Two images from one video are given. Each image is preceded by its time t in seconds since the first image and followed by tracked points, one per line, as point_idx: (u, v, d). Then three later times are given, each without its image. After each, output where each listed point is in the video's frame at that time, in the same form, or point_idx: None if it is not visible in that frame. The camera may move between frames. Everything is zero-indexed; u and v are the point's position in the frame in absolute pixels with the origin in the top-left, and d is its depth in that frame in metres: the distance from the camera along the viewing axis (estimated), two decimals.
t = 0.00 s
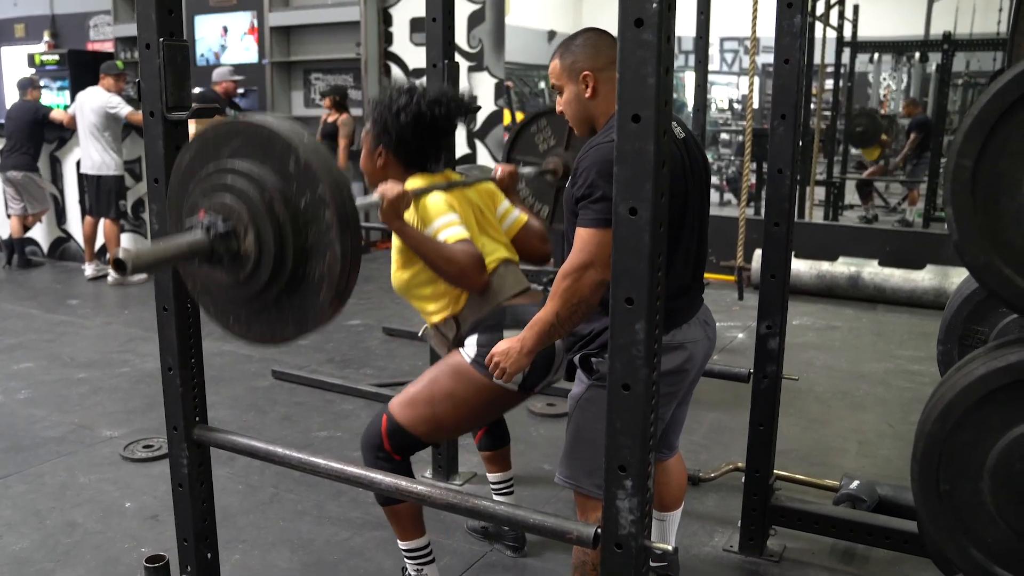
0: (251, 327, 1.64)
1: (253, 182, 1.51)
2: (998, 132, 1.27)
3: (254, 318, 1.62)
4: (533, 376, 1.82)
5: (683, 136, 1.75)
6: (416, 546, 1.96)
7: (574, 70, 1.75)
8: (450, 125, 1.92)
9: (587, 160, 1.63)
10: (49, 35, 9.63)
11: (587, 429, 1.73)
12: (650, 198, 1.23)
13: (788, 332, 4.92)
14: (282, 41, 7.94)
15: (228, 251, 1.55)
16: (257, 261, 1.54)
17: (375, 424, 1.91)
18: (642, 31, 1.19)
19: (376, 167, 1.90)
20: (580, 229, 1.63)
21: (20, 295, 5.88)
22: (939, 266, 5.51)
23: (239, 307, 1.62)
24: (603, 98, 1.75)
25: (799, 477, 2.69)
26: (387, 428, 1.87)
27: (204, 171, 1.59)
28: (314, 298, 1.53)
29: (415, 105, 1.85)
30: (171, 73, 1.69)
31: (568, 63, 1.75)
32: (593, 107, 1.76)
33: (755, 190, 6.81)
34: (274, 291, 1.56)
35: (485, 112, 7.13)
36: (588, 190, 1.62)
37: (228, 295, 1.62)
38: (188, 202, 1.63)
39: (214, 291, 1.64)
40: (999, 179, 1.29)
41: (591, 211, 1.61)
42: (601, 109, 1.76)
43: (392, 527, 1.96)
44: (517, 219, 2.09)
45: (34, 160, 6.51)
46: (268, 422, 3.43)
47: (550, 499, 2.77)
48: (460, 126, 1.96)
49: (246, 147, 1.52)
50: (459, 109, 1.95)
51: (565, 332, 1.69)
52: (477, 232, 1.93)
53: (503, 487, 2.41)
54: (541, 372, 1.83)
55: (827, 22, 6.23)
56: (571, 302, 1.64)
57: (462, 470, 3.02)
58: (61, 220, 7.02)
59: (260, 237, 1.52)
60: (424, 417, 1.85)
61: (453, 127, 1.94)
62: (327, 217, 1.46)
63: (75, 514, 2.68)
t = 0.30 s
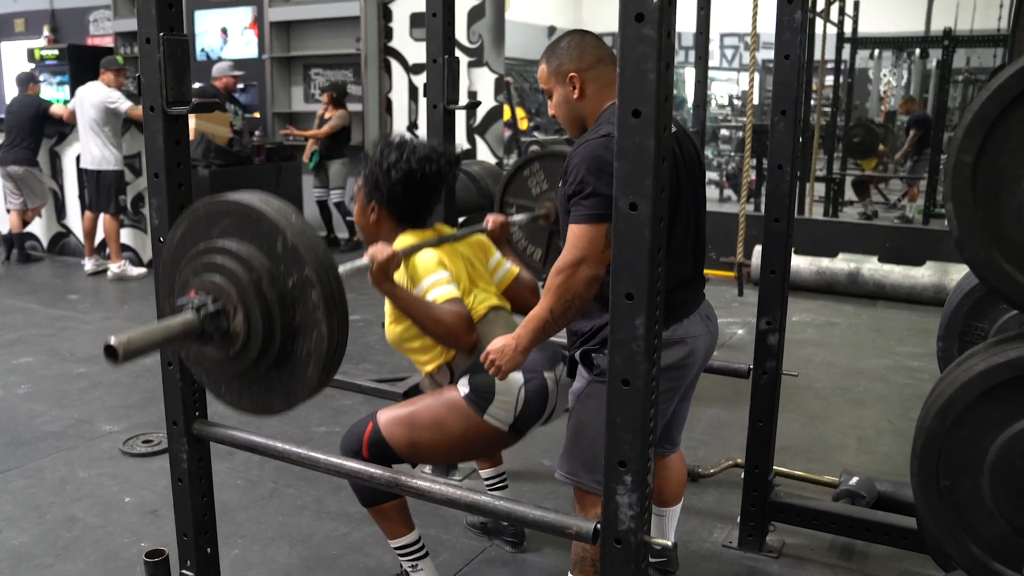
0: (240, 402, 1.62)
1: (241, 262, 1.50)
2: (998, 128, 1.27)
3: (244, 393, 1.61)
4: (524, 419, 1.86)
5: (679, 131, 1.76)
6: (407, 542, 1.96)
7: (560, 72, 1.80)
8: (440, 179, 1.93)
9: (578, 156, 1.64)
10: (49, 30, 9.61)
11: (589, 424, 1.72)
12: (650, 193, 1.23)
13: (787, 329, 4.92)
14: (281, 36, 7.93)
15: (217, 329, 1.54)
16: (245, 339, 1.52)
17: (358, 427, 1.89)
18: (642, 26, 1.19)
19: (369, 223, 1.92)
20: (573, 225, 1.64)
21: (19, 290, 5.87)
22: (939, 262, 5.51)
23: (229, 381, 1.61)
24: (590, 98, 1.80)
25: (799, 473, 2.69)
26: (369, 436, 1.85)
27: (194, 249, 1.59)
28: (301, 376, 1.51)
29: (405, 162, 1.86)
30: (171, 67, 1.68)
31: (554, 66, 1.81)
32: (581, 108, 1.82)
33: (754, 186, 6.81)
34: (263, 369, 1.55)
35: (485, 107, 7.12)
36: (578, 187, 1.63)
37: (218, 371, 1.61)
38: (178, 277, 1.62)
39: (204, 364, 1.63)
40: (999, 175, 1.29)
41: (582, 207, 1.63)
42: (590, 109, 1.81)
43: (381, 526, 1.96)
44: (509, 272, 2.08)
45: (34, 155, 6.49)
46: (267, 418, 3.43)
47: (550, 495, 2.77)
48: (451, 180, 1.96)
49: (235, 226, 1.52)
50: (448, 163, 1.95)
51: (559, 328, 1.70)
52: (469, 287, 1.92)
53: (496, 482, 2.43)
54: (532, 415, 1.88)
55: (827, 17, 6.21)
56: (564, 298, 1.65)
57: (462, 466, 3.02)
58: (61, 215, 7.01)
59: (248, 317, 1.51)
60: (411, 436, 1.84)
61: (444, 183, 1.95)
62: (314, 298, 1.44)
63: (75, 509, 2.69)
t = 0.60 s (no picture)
0: (231, 452, 1.63)
1: (233, 317, 1.51)
2: (995, 125, 1.28)
3: (234, 443, 1.61)
4: (518, 459, 1.89)
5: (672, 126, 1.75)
6: (401, 540, 1.97)
7: (546, 76, 1.82)
8: (435, 223, 1.99)
9: (567, 155, 1.64)
10: (47, 25, 9.58)
11: (583, 420, 1.73)
12: (648, 189, 1.23)
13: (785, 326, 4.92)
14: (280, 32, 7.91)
15: (209, 383, 1.55)
16: (237, 393, 1.53)
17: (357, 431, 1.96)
18: (641, 22, 1.19)
19: (366, 262, 2.00)
20: (562, 224, 1.66)
21: (17, 286, 5.86)
22: (937, 260, 5.51)
23: (220, 431, 1.61)
24: (578, 100, 1.83)
25: (797, 469, 2.69)
26: (366, 442, 1.92)
27: (190, 299, 1.60)
28: (290, 430, 1.52)
29: (400, 208, 1.91)
30: (171, 64, 1.68)
31: (539, 71, 1.83)
32: (569, 110, 1.84)
33: (752, 182, 6.80)
34: (254, 422, 1.55)
35: (484, 104, 7.11)
36: (567, 185, 1.64)
37: (210, 421, 1.61)
38: (173, 327, 1.63)
39: (196, 413, 1.63)
40: (996, 171, 1.30)
41: (571, 207, 1.64)
42: (577, 111, 1.84)
43: (374, 526, 1.97)
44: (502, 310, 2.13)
45: (31, 150, 6.47)
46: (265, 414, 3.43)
47: (548, 491, 2.77)
48: (447, 223, 2.02)
49: (229, 280, 1.53)
50: (445, 207, 2.00)
51: (547, 323, 1.75)
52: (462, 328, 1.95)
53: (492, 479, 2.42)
54: (527, 454, 1.89)
55: (828, 14, 6.19)
56: (553, 296, 1.69)
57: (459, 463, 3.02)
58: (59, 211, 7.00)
59: (240, 372, 1.51)
60: (407, 450, 1.90)
61: (440, 225, 2.01)
62: (306, 356, 1.46)
63: (73, 505, 2.69)
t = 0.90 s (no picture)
0: (221, 465, 1.63)
1: (228, 334, 1.51)
2: (988, 125, 1.29)
3: (224, 455, 1.61)
4: (510, 470, 1.92)
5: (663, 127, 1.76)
6: (395, 538, 1.96)
7: (535, 78, 1.83)
8: (427, 233, 2.00)
9: (557, 155, 1.65)
10: (43, 24, 9.56)
11: (578, 421, 1.73)
12: (642, 188, 1.23)
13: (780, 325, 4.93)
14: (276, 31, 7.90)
15: (202, 398, 1.55)
16: (229, 409, 1.53)
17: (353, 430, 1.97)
18: (635, 21, 1.19)
19: (360, 274, 2.02)
20: (553, 225, 1.66)
21: (12, 285, 5.84)
22: (931, 260, 5.53)
23: (210, 443, 1.62)
24: (567, 101, 1.83)
25: (791, 468, 2.70)
26: (361, 442, 1.93)
27: (186, 312, 1.60)
28: (280, 446, 1.52)
29: (392, 219, 1.93)
30: (166, 63, 1.68)
31: (528, 73, 1.83)
32: (558, 111, 1.84)
33: (748, 182, 6.81)
34: (244, 437, 1.56)
35: (480, 103, 7.11)
36: (558, 186, 1.64)
37: (201, 433, 1.61)
38: (168, 337, 1.63)
39: (187, 424, 1.63)
40: (989, 171, 1.31)
41: (562, 208, 1.64)
42: (567, 113, 1.84)
43: (369, 524, 1.97)
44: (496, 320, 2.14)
45: (26, 149, 6.46)
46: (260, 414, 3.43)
47: (542, 491, 2.77)
48: (440, 232, 2.04)
49: (225, 296, 1.53)
50: (437, 217, 2.02)
51: (538, 323, 1.76)
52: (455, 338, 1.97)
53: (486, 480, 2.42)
54: (520, 465, 1.93)
55: (823, 14, 6.20)
56: (545, 296, 1.69)
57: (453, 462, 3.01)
58: (54, 211, 6.98)
59: (233, 387, 1.52)
60: (401, 454, 1.91)
61: (433, 235, 2.02)
62: (300, 376, 1.47)
63: (68, 504, 2.68)
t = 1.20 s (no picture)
0: (216, 423, 1.63)
1: (225, 292, 1.51)
2: (987, 122, 1.29)
3: (219, 414, 1.62)
4: (524, 427, 1.94)
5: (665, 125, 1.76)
6: (400, 534, 1.97)
7: (541, 69, 1.82)
8: (426, 205, 2.01)
9: (561, 150, 1.65)
10: (41, 23, 9.55)
11: (580, 420, 1.72)
12: (640, 186, 1.23)
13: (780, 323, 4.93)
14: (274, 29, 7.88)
15: (198, 355, 1.55)
16: (225, 367, 1.54)
17: (359, 418, 1.98)
18: (633, 19, 1.18)
19: (359, 248, 2.02)
20: (555, 220, 1.66)
21: (11, 285, 5.84)
22: (930, 257, 5.53)
23: (205, 402, 1.62)
24: (572, 94, 1.83)
25: (790, 466, 2.70)
26: (369, 427, 1.94)
27: (182, 270, 1.59)
28: (275, 406, 1.53)
29: (391, 191, 1.94)
30: (163, 62, 1.68)
31: (535, 63, 1.83)
32: (563, 104, 1.84)
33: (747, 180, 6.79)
34: (240, 395, 1.56)
35: (478, 102, 7.10)
36: (561, 181, 1.64)
37: (196, 391, 1.62)
38: (163, 294, 1.63)
39: (182, 382, 1.64)
40: (989, 168, 1.31)
41: (564, 202, 1.64)
42: (571, 106, 1.83)
43: (377, 518, 1.97)
44: (498, 288, 2.16)
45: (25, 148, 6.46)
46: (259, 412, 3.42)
47: (542, 489, 2.77)
48: (438, 204, 2.05)
49: (222, 255, 1.53)
50: (435, 189, 2.03)
51: (540, 321, 1.74)
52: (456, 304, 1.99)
53: (485, 480, 2.44)
54: (533, 423, 1.95)
55: (821, 13, 6.18)
56: (546, 293, 1.68)
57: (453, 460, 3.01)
58: (54, 210, 6.97)
59: (229, 346, 1.52)
60: (409, 434, 1.92)
61: (431, 207, 2.04)
62: (297, 336, 1.46)
63: (67, 503, 2.68)
